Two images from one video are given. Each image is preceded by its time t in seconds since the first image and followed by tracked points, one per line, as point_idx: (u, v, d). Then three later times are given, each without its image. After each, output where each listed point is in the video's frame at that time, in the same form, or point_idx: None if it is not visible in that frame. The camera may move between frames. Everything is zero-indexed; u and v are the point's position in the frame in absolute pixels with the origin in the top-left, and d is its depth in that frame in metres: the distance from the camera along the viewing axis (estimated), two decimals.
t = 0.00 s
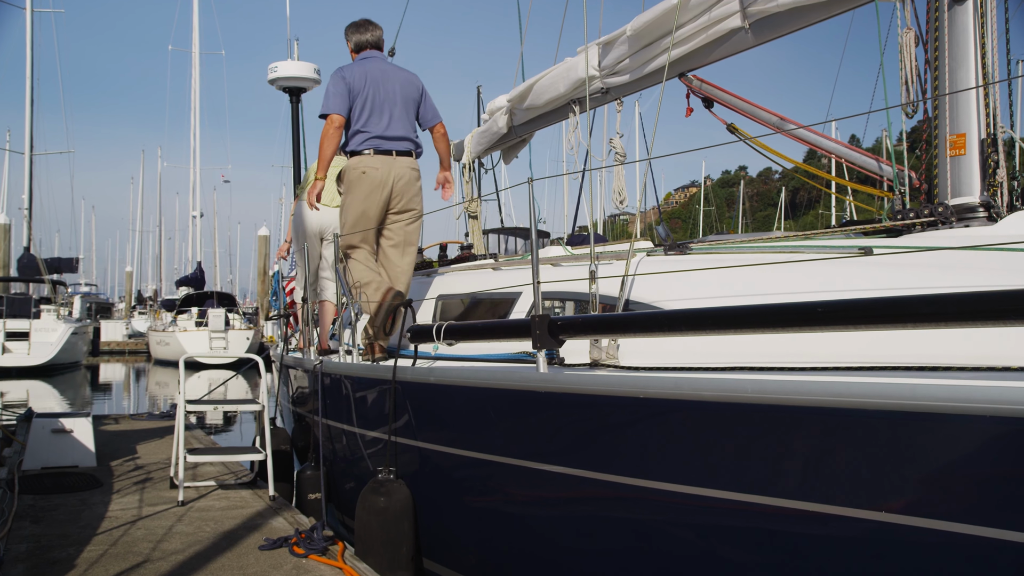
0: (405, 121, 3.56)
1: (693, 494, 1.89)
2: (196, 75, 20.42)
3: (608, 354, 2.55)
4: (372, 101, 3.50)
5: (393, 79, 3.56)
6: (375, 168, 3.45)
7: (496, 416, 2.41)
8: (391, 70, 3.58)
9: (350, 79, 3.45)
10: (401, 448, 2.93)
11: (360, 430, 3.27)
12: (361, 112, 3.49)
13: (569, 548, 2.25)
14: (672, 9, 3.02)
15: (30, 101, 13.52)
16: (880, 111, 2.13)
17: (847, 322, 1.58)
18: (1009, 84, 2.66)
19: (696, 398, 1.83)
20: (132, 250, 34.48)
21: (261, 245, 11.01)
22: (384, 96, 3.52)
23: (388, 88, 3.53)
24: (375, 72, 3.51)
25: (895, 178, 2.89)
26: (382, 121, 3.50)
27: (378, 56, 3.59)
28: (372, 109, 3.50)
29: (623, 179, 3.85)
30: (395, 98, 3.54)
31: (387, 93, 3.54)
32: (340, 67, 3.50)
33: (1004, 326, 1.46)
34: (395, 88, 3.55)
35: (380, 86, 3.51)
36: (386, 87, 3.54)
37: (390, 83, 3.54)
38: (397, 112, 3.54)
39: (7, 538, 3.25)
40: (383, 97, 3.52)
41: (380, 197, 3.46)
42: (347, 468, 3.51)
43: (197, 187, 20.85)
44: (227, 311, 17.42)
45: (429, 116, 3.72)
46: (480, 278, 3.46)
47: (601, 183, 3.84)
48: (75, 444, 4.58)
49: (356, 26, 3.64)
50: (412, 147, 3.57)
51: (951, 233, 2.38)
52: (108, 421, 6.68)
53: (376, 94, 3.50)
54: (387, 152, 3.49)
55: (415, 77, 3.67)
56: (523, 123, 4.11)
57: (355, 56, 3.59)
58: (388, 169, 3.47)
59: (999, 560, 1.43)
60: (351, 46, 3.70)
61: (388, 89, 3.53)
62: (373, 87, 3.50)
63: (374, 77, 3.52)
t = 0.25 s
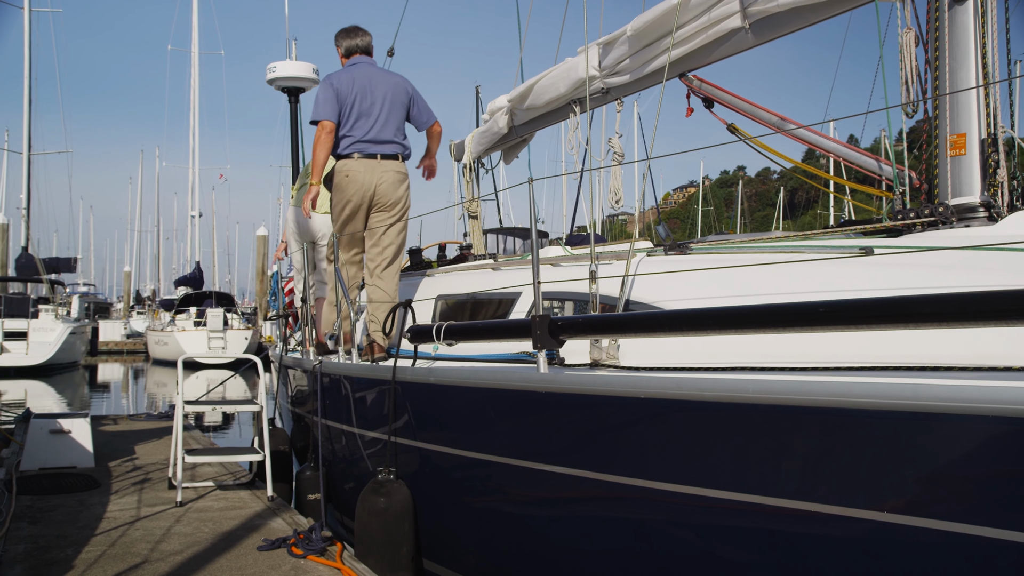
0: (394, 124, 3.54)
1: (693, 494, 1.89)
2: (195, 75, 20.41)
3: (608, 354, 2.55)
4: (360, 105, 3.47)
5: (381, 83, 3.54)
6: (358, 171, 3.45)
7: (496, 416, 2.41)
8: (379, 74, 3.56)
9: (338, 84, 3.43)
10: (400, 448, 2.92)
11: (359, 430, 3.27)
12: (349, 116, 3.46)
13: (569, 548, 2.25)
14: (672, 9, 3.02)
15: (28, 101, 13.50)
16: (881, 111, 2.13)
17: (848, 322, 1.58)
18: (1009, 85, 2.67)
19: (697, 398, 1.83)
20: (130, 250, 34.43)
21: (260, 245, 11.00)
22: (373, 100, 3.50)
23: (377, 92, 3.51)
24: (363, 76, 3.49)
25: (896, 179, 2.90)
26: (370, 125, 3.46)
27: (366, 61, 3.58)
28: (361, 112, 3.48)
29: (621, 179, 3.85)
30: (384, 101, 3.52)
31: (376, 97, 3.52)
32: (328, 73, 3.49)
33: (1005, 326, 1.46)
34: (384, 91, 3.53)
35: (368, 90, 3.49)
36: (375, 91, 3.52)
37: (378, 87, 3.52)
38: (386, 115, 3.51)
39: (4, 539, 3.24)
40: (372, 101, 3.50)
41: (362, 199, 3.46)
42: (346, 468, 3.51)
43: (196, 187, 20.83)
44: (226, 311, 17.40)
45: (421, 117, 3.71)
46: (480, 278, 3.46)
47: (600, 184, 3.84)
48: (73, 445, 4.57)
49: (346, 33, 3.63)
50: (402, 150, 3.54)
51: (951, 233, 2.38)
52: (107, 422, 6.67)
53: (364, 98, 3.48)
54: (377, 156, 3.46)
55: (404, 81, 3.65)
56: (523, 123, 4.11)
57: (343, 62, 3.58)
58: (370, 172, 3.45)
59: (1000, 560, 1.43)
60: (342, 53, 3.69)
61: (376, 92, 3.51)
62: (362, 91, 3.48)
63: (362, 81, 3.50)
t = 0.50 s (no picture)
0: (379, 133, 3.60)
1: (694, 494, 1.89)
2: (195, 75, 20.40)
3: (609, 354, 2.55)
4: (345, 116, 3.55)
5: (365, 93, 3.61)
6: (345, 181, 3.52)
7: (496, 416, 2.41)
8: (363, 85, 3.63)
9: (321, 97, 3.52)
10: (400, 448, 2.92)
11: (359, 430, 3.26)
12: (333, 127, 3.55)
13: (570, 549, 2.24)
14: (672, 9, 3.02)
15: (26, 100, 13.48)
16: (882, 111, 2.13)
17: (849, 322, 1.58)
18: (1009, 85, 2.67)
19: (698, 398, 1.83)
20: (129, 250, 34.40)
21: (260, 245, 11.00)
22: (357, 111, 3.58)
23: (361, 103, 3.59)
24: (346, 87, 3.57)
25: (897, 179, 2.90)
26: (354, 135, 3.53)
27: (351, 71, 3.65)
28: (345, 123, 3.56)
29: (621, 179, 3.85)
30: (368, 111, 3.59)
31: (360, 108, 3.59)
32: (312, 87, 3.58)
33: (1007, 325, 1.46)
34: (368, 102, 3.59)
35: (352, 101, 3.57)
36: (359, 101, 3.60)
37: (362, 97, 3.59)
38: (371, 125, 3.58)
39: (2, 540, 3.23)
40: (356, 111, 3.57)
41: (352, 209, 3.52)
42: (345, 468, 3.51)
43: (195, 187, 20.82)
44: (225, 311, 17.40)
45: (406, 125, 3.78)
46: (480, 278, 3.46)
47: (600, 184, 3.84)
48: (71, 445, 4.56)
49: (333, 42, 3.72)
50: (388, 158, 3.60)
51: (952, 233, 2.39)
52: (105, 422, 6.67)
53: (348, 109, 3.56)
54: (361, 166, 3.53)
55: (388, 91, 3.72)
56: (524, 123, 4.11)
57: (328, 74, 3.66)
58: (357, 182, 3.52)
59: (1002, 560, 1.43)
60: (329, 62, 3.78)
61: (360, 103, 3.59)
62: (345, 102, 3.55)
63: (346, 92, 3.58)
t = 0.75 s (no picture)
0: (368, 136, 3.72)
1: (694, 494, 1.89)
2: (194, 75, 20.38)
3: (609, 354, 2.54)
4: (335, 118, 3.68)
5: (356, 97, 3.74)
6: (336, 181, 3.62)
7: (496, 416, 2.41)
8: (354, 89, 3.77)
9: (312, 98, 3.65)
10: (400, 449, 2.92)
11: (358, 431, 3.26)
12: (323, 128, 3.67)
13: (570, 549, 2.24)
14: (672, 9, 3.03)
15: (24, 100, 13.45)
16: (883, 111, 2.13)
17: (851, 322, 1.58)
18: (1009, 85, 2.67)
19: (699, 398, 1.83)
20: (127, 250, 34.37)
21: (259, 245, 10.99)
22: (346, 114, 3.70)
23: (351, 106, 3.72)
24: (338, 90, 3.70)
25: (897, 179, 2.91)
26: (342, 137, 3.65)
27: (343, 75, 3.79)
28: (334, 125, 3.67)
29: (625, 179, 3.85)
30: (358, 114, 3.72)
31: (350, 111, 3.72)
32: (304, 89, 3.72)
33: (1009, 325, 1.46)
34: (358, 105, 3.72)
35: (343, 103, 3.70)
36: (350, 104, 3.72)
37: (352, 100, 3.72)
38: (359, 128, 3.70)
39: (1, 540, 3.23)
40: (346, 114, 3.70)
41: (342, 209, 3.63)
42: (344, 469, 3.50)
43: (194, 186, 20.80)
44: (223, 311, 17.39)
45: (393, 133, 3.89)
46: (480, 278, 3.46)
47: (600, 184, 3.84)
48: (69, 446, 4.56)
49: (326, 46, 3.84)
50: (375, 160, 3.72)
51: (952, 233, 2.39)
52: (104, 422, 6.66)
53: (338, 111, 3.69)
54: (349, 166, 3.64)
55: (378, 96, 3.85)
56: (524, 123, 4.11)
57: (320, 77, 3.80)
58: (348, 182, 3.63)
59: (1003, 560, 1.43)
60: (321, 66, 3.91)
61: (351, 106, 3.72)
62: (336, 104, 3.68)
63: (337, 95, 3.72)
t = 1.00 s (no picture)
0: (362, 141, 3.73)
1: (695, 495, 1.89)
2: (192, 75, 20.37)
3: (609, 354, 2.54)
4: (330, 121, 3.67)
5: (351, 101, 3.75)
6: (330, 185, 3.64)
7: (496, 416, 2.41)
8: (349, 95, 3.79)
9: (309, 101, 3.64)
10: (399, 449, 2.92)
11: (356, 431, 3.26)
12: (318, 130, 3.67)
13: (570, 549, 2.24)
14: (672, 9, 3.03)
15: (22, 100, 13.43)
16: (883, 111, 2.14)
17: (852, 322, 1.58)
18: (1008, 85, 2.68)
19: (700, 399, 1.83)
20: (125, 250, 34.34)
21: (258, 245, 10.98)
22: (342, 118, 3.70)
23: (346, 110, 3.72)
24: (334, 94, 3.71)
25: (897, 179, 2.91)
26: (338, 141, 3.64)
27: (340, 80, 3.80)
28: (330, 129, 3.67)
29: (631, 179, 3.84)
30: (353, 119, 3.72)
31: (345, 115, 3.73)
32: (302, 90, 3.73)
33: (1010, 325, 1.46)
34: (354, 111, 3.73)
35: (339, 107, 3.70)
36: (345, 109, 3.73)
37: (348, 105, 3.73)
38: (354, 132, 3.71)
39: None
40: (342, 117, 3.70)
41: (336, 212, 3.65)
42: (343, 469, 3.50)
43: (192, 186, 20.78)
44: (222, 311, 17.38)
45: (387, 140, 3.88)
46: (479, 278, 3.47)
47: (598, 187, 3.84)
48: (68, 446, 4.55)
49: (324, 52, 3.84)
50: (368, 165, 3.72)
51: (952, 233, 2.39)
52: (103, 423, 6.66)
53: (334, 114, 3.68)
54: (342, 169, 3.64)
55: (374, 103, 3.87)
56: (524, 123, 4.11)
57: (318, 80, 3.82)
58: (341, 186, 3.65)
59: (1005, 559, 1.43)
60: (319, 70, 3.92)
61: (346, 110, 3.72)
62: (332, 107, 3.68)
63: (333, 98, 3.72)
